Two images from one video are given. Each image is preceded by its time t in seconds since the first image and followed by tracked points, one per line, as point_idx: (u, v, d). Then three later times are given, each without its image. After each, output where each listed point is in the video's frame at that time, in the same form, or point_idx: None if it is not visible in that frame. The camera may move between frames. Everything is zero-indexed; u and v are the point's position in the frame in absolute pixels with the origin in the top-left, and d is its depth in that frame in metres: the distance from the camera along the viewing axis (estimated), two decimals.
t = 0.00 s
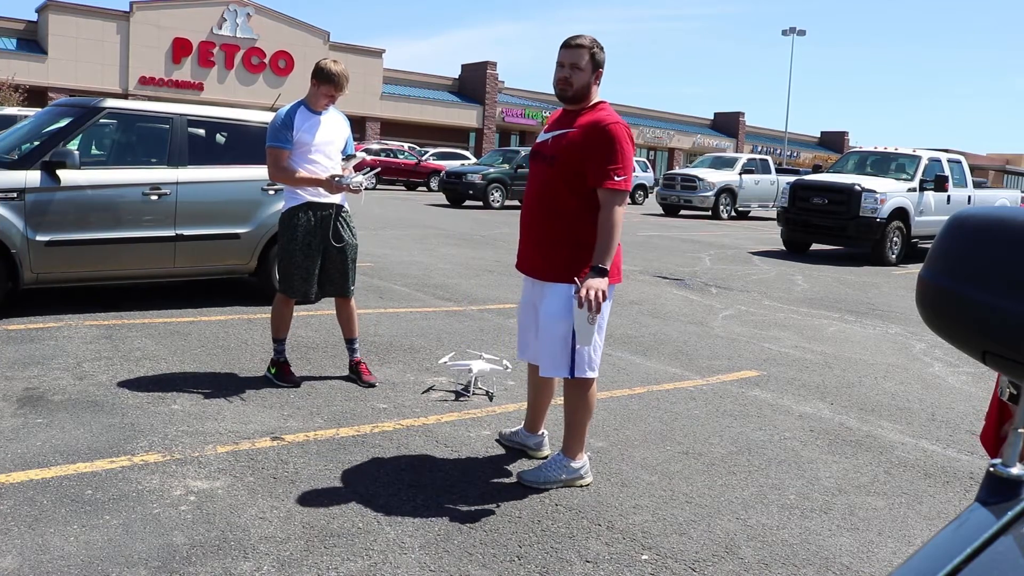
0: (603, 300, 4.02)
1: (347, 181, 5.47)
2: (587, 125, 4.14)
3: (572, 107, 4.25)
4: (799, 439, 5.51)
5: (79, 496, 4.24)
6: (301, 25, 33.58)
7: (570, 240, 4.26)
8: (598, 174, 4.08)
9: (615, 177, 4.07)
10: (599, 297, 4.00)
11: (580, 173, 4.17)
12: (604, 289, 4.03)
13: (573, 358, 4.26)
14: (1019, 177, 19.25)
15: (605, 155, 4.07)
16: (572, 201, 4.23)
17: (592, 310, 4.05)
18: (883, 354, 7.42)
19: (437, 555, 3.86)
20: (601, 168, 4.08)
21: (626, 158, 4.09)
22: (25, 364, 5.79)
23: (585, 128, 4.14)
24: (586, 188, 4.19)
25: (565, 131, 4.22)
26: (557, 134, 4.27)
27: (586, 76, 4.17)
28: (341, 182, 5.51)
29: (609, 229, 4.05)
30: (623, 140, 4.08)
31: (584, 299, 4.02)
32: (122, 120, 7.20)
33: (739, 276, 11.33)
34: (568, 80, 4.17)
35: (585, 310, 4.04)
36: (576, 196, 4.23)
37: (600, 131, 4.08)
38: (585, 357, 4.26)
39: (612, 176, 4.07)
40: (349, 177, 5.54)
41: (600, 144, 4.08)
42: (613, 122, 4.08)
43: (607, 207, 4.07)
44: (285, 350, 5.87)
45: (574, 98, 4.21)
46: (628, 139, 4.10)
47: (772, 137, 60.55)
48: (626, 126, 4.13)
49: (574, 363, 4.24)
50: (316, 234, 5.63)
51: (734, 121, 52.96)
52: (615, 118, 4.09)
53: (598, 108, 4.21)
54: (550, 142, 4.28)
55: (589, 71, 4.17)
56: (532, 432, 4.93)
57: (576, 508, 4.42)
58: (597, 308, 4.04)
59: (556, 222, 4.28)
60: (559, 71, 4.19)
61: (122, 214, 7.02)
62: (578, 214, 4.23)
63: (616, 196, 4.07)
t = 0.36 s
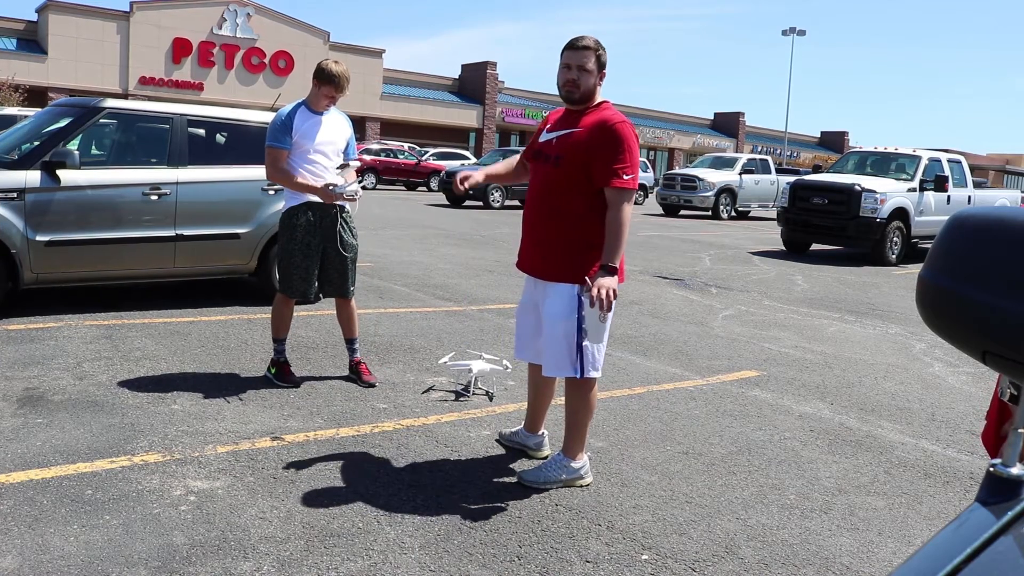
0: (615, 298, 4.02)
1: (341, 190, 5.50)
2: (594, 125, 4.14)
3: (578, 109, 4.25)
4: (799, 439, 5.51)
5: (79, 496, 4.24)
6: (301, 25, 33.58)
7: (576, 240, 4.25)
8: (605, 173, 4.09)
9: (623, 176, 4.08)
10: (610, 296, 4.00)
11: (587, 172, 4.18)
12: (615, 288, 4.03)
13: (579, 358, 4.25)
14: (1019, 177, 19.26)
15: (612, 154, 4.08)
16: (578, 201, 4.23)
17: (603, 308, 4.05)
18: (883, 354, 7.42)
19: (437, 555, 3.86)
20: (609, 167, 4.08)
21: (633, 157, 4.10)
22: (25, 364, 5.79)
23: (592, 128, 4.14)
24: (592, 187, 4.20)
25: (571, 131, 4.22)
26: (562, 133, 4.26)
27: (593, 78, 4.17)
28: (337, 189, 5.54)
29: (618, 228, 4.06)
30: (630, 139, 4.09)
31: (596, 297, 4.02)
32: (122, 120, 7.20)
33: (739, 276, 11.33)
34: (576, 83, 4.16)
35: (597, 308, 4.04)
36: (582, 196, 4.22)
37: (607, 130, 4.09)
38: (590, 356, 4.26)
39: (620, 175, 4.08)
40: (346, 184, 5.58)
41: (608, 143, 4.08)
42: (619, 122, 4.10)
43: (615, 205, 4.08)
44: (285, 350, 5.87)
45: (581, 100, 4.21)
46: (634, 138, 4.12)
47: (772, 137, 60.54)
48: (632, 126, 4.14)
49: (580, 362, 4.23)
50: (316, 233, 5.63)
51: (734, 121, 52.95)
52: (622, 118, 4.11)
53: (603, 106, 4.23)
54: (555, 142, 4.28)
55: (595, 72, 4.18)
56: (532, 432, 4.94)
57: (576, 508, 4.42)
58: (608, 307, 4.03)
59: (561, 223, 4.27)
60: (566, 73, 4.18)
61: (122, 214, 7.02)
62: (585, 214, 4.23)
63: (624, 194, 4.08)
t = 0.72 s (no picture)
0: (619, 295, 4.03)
1: (339, 194, 5.58)
2: (599, 125, 4.14)
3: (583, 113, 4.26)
4: (799, 439, 5.51)
5: (80, 496, 4.24)
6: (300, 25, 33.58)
7: (580, 239, 4.24)
8: (610, 171, 4.08)
9: (628, 174, 4.07)
10: (615, 292, 4.00)
11: (591, 171, 4.17)
12: (619, 284, 4.04)
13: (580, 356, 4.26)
14: (1019, 177, 19.28)
15: (617, 152, 4.07)
16: (582, 200, 4.22)
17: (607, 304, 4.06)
18: (883, 354, 7.42)
19: (437, 555, 3.86)
20: (614, 166, 4.07)
21: (638, 156, 4.10)
22: (25, 364, 5.79)
23: (597, 127, 4.14)
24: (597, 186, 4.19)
25: (575, 131, 4.21)
26: (566, 133, 4.25)
27: (596, 81, 4.18)
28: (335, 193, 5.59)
29: (623, 226, 4.05)
30: (635, 138, 4.09)
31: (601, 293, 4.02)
32: (122, 120, 7.20)
33: (739, 276, 11.34)
34: (580, 88, 4.16)
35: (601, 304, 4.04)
36: (586, 195, 4.22)
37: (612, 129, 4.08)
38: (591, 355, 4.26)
39: (625, 172, 4.07)
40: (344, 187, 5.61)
41: (613, 142, 4.08)
42: (624, 121, 4.09)
43: (620, 203, 4.07)
44: (285, 350, 5.86)
45: (586, 104, 4.22)
46: (639, 137, 4.11)
47: (772, 137, 60.54)
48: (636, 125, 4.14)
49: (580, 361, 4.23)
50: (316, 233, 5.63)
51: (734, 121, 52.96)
52: (626, 117, 4.10)
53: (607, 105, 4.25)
54: (559, 142, 4.27)
55: (598, 74, 4.19)
56: (532, 432, 4.94)
57: (576, 508, 4.42)
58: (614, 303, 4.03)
59: (565, 222, 4.27)
60: (569, 79, 4.18)
61: (122, 213, 7.02)
62: (589, 213, 4.23)
63: (629, 192, 4.07)
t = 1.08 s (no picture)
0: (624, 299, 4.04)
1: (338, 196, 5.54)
2: (603, 125, 4.14)
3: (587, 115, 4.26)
4: (799, 439, 5.51)
5: (80, 496, 4.25)
6: (300, 25, 33.58)
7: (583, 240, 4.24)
8: (614, 172, 4.08)
9: (632, 176, 4.07)
10: (622, 294, 4.02)
11: (596, 171, 4.16)
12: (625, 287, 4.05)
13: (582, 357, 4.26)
14: (1019, 178, 19.29)
15: (621, 154, 4.07)
16: (586, 200, 4.22)
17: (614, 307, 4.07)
18: (883, 354, 7.42)
19: (437, 555, 3.86)
20: (618, 167, 4.07)
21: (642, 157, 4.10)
22: (25, 364, 5.79)
23: (602, 127, 4.14)
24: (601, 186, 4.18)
25: (579, 131, 4.21)
26: (570, 133, 4.25)
27: (598, 83, 4.17)
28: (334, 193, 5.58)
29: (629, 227, 4.06)
30: (640, 139, 4.09)
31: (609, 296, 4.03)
32: (122, 120, 7.20)
33: (739, 276, 11.34)
34: (582, 92, 4.16)
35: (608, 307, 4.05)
36: (590, 195, 4.22)
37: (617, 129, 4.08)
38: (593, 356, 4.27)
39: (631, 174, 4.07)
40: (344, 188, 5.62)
41: (617, 143, 4.08)
42: (629, 122, 4.09)
43: (625, 204, 4.07)
44: (285, 350, 5.86)
45: (588, 106, 4.22)
46: (644, 139, 4.12)
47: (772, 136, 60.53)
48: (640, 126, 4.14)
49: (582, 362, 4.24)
50: (316, 233, 5.63)
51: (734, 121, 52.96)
52: (630, 118, 4.10)
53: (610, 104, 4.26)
54: (563, 141, 4.26)
55: (599, 77, 4.18)
56: (532, 432, 4.94)
57: (576, 508, 4.42)
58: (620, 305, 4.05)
59: (568, 222, 4.26)
60: (571, 82, 4.17)
61: (122, 214, 7.02)
62: (593, 213, 4.23)
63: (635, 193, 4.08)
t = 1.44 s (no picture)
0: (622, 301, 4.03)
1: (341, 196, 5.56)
2: (605, 126, 4.14)
3: (587, 116, 4.25)
4: (799, 439, 5.51)
5: (80, 496, 4.25)
6: (300, 25, 33.58)
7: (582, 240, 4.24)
8: (614, 173, 4.09)
9: (632, 177, 4.08)
10: (618, 297, 4.01)
11: (596, 171, 4.17)
12: (623, 289, 4.04)
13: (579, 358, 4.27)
14: (1019, 178, 19.30)
15: (621, 155, 4.08)
16: (586, 201, 4.22)
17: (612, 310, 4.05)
18: (883, 354, 7.42)
19: (437, 555, 3.87)
20: (618, 168, 4.08)
21: (643, 159, 4.10)
22: (25, 364, 5.80)
23: (603, 128, 4.14)
24: (601, 187, 4.18)
25: (580, 131, 4.22)
26: (573, 133, 4.26)
27: (597, 84, 4.15)
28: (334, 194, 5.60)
29: (629, 229, 4.06)
30: (642, 140, 4.09)
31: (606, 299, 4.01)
32: (122, 120, 7.20)
33: (739, 276, 11.34)
34: (579, 94, 4.15)
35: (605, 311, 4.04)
36: (591, 196, 4.22)
37: (618, 130, 4.08)
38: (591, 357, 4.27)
39: (632, 176, 4.07)
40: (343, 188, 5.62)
41: (617, 144, 4.08)
42: (630, 123, 4.09)
43: (625, 206, 4.07)
44: (285, 350, 5.86)
45: (588, 107, 4.21)
46: (645, 139, 4.11)
47: (772, 137, 60.52)
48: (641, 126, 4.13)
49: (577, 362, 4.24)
50: (316, 233, 5.63)
51: (734, 121, 52.96)
52: (632, 119, 4.10)
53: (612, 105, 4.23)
54: (565, 141, 4.26)
55: (596, 78, 4.15)
56: (532, 432, 4.94)
57: (576, 508, 4.42)
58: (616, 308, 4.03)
59: (569, 222, 4.26)
60: (568, 85, 4.17)
61: (122, 214, 7.02)
62: (593, 213, 4.23)
63: (635, 196, 4.08)
